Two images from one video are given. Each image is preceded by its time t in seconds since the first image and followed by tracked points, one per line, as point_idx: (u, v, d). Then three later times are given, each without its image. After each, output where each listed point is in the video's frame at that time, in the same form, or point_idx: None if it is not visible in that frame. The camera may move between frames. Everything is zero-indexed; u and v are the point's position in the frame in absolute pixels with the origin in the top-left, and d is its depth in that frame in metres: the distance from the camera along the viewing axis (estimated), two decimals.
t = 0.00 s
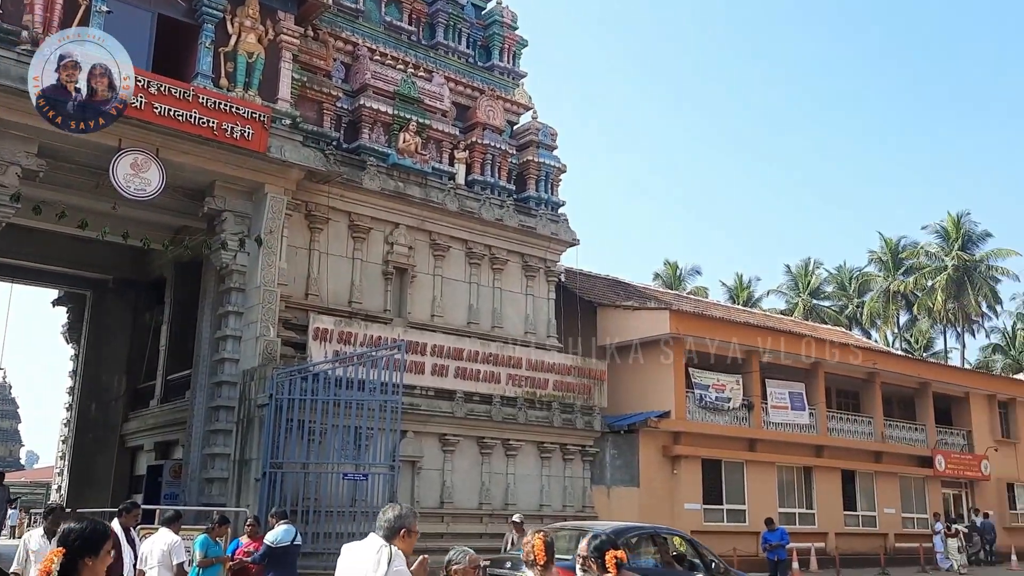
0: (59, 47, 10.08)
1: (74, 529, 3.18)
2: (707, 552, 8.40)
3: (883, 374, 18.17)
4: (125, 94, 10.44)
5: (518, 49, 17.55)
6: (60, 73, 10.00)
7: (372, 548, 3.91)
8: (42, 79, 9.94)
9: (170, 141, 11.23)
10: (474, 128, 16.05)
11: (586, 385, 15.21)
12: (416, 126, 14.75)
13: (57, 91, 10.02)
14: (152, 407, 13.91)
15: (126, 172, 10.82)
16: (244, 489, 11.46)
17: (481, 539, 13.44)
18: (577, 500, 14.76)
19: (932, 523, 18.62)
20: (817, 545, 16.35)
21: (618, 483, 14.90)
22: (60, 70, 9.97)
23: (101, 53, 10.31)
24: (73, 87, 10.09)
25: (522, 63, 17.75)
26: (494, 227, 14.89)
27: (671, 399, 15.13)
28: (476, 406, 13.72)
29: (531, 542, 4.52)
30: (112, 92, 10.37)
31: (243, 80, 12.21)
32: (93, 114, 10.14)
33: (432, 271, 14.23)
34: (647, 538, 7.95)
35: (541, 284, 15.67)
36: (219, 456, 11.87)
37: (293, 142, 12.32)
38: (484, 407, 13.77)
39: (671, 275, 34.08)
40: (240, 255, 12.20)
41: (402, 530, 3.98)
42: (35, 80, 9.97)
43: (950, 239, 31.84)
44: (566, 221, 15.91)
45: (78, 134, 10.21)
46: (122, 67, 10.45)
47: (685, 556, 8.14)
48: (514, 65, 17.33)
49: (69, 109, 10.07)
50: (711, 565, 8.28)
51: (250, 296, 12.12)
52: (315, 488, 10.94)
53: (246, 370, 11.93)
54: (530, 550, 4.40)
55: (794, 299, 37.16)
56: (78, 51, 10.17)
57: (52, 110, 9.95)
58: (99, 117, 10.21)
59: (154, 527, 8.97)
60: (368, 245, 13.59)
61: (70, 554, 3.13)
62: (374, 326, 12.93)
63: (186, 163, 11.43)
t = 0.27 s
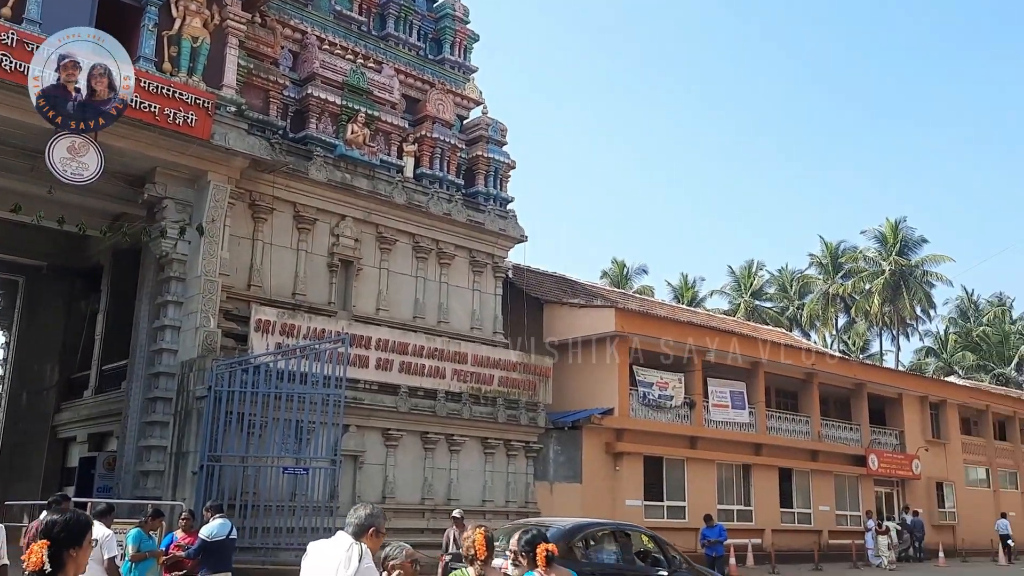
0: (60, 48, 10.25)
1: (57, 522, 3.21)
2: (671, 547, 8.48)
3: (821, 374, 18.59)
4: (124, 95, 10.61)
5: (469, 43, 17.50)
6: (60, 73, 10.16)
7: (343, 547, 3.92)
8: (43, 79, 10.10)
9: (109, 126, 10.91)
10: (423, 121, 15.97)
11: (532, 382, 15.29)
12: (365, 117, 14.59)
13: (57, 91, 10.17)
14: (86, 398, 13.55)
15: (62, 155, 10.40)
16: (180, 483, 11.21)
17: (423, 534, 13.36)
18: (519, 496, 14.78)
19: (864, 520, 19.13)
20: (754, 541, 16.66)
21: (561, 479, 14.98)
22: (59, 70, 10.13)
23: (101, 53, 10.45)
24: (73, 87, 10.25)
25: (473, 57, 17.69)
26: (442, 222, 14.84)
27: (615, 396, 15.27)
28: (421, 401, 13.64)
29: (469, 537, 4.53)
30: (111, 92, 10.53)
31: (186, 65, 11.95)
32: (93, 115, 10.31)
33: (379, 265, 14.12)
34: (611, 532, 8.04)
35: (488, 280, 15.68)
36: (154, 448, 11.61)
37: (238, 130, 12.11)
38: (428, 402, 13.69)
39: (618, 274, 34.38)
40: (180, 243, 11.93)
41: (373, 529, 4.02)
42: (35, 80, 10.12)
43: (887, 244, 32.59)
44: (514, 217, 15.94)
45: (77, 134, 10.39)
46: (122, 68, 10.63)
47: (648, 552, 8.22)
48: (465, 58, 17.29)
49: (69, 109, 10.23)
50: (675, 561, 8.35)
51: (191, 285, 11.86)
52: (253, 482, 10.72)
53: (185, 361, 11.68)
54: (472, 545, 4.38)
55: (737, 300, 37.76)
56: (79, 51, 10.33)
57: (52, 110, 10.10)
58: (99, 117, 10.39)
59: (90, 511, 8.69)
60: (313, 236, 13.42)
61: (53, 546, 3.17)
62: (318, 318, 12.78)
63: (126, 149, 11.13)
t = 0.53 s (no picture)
0: (60, 48, 10.45)
1: (30, 523, 3.25)
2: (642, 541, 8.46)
3: (765, 373, 18.94)
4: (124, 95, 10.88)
5: (421, 37, 17.44)
6: (61, 73, 10.36)
7: (314, 544, 3.99)
8: (43, 79, 10.29)
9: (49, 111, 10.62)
10: (374, 114, 15.83)
11: (480, 377, 15.24)
12: (315, 109, 14.43)
13: (57, 91, 10.37)
14: (21, 390, 13.18)
15: None
16: (118, 478, 10.96)
17: (369, 531, 13.23)
18: (467, 492, 14.75)
19: (804, 516, 19.55)
20: (697, 536, 16.90)
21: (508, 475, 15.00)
22: (60, 71, 10.33)
23: (102, 54, 10.69)
24: (73, 87, 10.46)
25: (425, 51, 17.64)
26: (392, 216, 14.75)
27: (563, 393, 15.33)
28: (368, 396, 13.55)
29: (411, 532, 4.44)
30: (111, 93, 10.77)
31: (131, 51, 11.73)
32: (93, 114, 10.55)
33: (327, 258, 13.99)
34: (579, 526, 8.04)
35: (438, 275, 15.63)
36: (92, 442, 11.33)
37: (183, 118, 11.85)
38: (375, 397, 13.60)
39: (569, 271, 34.53)
40: (122, 233, 11.67)
41: (343, 528, 4.15)
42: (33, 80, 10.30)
43: (830, 246, 33.16)
44: (465, 213, 15.90)
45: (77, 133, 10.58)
46: (121, 68, 10.86)
47: (618, 546, 8.21)
48: (417, 52, 17.21)
49: (70, 109, 10.44)
50: (646, 554, 8.33)
51: (132, 276, 11.60)
52: (195, 478, 10.53)
53: (125, 353, 11.43)
54: (415, 541, 4.32)
55: (685, 299, 38.21)
56: (79, 51, 10.54)
57: (53, 110, 10.29)
58: (99, 117, 10.63)
59: (27, 497, 8.44)
60: (260, 228, 13.24)
61: (28, 548, 3.22)
62: (263, 311, 12.61)
63: (67, 135, 10.84)
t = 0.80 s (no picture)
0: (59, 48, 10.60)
1: None
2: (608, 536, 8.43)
3: (705, 369, 19.22)
4: (124, 94, 11.01)
5: (366, 28, 17.24)
6: (61, 74, 10.52)
7: (280, 545, 4.12)
8: (42, 80, 10.45)
9: None
10: (317, 106, 15.68)
11: (423, 373, 15.19)
12: (256, 99, 14.21)
13: (57, 91, 10.54)
14: None
15: None
16: (46, 475, 10.63)
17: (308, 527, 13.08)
18: (408, 488, 14.70)
19: (742, 510, 19.90)
20: (638, 531, 17.08)
21: (451, 471, 14.97)
22: (60, 71, 10.46)
23: (101, 53, 10.84)
24: (72, 87, 10.65)
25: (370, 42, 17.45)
26: (334, 209, 14.59)
27: (506, 389, 15.33)
28: (308, 391, 13.38)
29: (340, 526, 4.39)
30: (111, 92, 10.94)
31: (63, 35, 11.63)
32: (93, 114, 10.74)
33: (267, 251, 13.77)
34: (541, 526, 7.96)
35: (382, 269, 15.51)
36: (20, 438, 10.97)
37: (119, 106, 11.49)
38: (316, 392, 13.43)
39: (514, 267, 34.56)
40: (53, 223, 11.32)
41: (308, 533, 4.28)
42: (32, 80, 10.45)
43: (770, 245, 33.81)
44: (409, 207, 15.80)
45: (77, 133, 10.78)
46: (121, 67, 11.01)
47: (585, 542, 8.18)
48: (362, 44, 17.01)
49: (69, 109, 10.62)
50: (614, 549, 8.31)
51: (63, 267, 11.25)
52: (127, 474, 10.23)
53: (55, 346, 11.10)
54: (351, 536, 4.22)
55: (629, 296, 38.57)
56: (78, 51, 10.70)
57: (52, 110, 10.47)
58: (99, 117, 10.82)
59: None
60: (198, 220, 12.96)
61: None
62: (201, 304, 12.36)
63: None
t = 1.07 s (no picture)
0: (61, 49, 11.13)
1: None
2: (581, 531, 8.45)
3: (649, 365, 19.44)
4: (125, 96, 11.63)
5: (316, 15, 16.99)
6: (61, 74, 11.02)
7: (246, 545, 4.36)
8: (43, 80, 10.90)
9: None
10: (264, 92, 15.46)
11: (368, 364, 15.06)
12: (201, 83, 13.93)
13: (57, 90, 11.01)
14: None
15: None
16: None
17: (247, 520, 12.90)
18: (350, 481, 14.59)
19: (682, 505, 20.17)
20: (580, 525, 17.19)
21: (394, 464, 14.89)
22: (60, 71, 10.98)
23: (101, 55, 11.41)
24: (72, 87, 11.13)
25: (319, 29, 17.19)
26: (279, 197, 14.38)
27: (452, 382, 15.29)
28: (249, 381, 13.17)
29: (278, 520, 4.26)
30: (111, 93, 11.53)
31: None
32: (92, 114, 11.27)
33: (209, 238, 13.50)
34: (514, 521, 7.97)
35: (327, 260, 15.34)
36: None
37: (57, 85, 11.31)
38: (257, 382, 13.24)
39: (462, 260, 34.46)
40: None
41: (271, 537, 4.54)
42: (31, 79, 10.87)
43: (715, 244, 34.30)
44: (356, 197, 15.68)
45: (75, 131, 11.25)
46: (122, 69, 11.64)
47: (558, 536, 8.20)
48: (311, 30, 16.77)
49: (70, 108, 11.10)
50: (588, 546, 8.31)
51: None
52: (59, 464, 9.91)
53: None
54: (284, 527, 4.12)
55: (576, 292, 38.77)
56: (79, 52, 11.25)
57: (53, 110, 10.91)
58: (99, 117, 11.37)
59: None
60: (138, 205, 12.65)
61: None
62: (139, 292, 12.06)
63: None
